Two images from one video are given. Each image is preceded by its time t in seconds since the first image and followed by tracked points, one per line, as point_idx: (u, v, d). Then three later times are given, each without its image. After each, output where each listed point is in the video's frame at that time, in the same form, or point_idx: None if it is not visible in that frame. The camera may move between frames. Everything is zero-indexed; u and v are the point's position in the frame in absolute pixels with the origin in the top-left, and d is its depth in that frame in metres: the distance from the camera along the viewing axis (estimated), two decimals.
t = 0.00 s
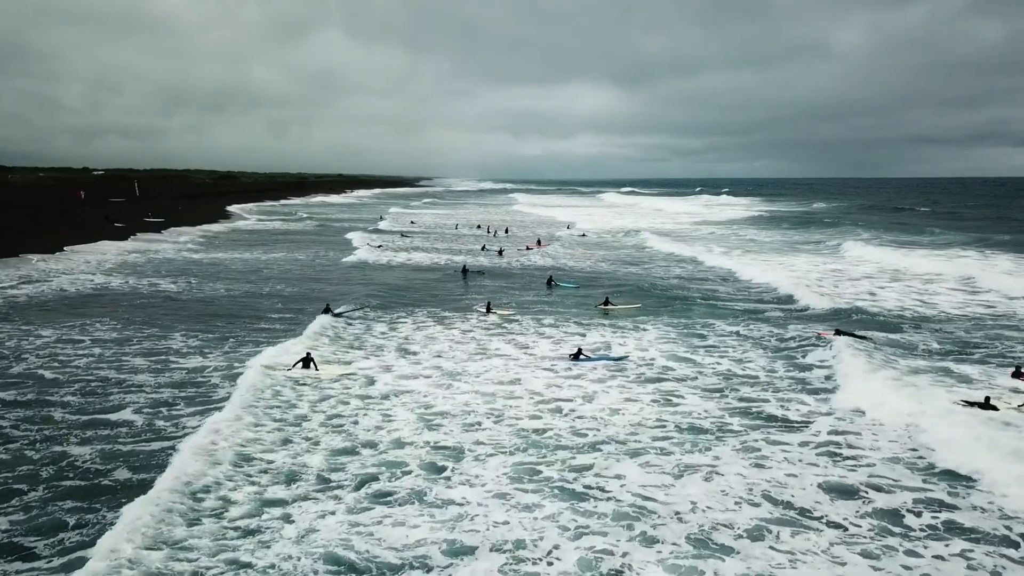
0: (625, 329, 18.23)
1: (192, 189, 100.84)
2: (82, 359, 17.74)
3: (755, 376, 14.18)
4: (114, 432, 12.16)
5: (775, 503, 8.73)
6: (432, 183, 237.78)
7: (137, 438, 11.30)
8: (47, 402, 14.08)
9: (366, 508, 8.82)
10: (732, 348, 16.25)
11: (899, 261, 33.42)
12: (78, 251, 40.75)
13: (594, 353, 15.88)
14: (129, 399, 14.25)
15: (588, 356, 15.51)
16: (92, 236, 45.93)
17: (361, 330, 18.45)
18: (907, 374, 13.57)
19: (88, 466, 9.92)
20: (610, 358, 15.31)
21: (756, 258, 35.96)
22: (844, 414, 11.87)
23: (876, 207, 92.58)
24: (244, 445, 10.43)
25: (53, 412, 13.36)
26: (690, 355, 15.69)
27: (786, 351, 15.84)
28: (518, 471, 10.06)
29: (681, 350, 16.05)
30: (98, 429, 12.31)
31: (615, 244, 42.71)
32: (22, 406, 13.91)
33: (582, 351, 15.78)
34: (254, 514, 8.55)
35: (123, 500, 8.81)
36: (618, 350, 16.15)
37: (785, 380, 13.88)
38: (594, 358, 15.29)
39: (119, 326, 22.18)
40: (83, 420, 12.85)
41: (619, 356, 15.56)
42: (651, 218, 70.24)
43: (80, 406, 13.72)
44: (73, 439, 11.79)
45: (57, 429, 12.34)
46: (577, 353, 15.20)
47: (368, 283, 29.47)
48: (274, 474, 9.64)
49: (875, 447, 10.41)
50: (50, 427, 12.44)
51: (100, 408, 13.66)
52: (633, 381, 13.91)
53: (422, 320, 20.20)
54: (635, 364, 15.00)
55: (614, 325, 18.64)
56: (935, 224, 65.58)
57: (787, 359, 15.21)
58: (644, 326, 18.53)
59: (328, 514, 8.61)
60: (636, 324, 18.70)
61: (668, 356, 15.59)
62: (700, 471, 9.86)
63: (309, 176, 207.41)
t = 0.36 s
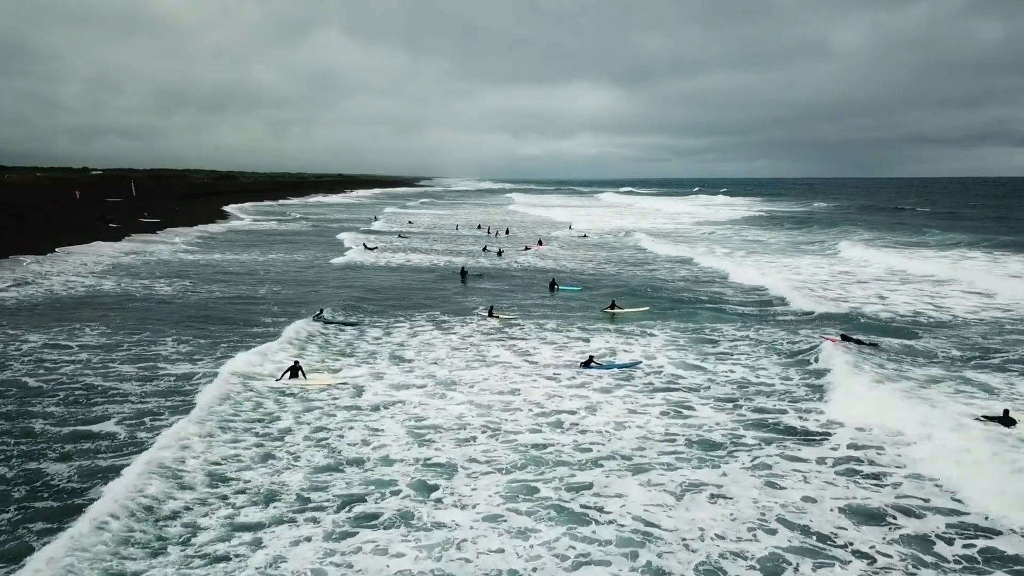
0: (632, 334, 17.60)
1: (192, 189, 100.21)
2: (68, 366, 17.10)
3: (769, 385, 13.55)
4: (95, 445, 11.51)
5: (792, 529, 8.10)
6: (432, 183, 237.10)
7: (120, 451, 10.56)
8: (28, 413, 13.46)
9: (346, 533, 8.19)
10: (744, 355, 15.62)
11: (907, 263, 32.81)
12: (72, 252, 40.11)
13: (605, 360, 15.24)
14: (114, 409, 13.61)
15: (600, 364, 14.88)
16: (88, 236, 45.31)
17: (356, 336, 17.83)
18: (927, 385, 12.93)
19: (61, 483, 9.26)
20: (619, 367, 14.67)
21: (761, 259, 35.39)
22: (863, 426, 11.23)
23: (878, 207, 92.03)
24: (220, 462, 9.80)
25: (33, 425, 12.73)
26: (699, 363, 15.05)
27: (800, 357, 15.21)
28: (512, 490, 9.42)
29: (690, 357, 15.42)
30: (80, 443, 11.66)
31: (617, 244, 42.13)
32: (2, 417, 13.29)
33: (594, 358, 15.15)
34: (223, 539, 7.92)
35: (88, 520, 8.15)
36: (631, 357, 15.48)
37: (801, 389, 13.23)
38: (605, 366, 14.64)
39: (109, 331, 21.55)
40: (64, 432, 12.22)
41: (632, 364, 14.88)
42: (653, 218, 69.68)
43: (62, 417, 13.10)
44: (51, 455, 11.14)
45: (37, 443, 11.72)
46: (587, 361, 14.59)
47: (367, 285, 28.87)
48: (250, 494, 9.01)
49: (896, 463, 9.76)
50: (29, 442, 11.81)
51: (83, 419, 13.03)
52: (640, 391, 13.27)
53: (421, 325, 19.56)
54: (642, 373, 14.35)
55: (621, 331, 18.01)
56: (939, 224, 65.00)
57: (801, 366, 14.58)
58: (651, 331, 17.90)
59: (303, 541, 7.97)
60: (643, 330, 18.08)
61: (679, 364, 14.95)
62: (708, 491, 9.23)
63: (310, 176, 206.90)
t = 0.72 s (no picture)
0: (640, 341, 17.01)
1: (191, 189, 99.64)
2: (54, 374, 16.50)
3: (783, 394, 12.97)
4: (74, 459, 10.89)
5: (814, 559, 7.51)
6: (432, 183, 236.87)
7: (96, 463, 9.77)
8: (8, 425, 12.85)
9: (327, 561, 7.59)
10: (757, 362, 15.02)
11: (915, 265, 32.25)
12: (66, 253, 39.53)
13: (619, 368, 14.65)
14: (99, 420, 12.99)
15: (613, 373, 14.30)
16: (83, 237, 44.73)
17: (352, 342, 17.25)
18: (948, 396, 12.35)
19: (30, 498, 8.59)
20: (628, 376, 14.07)
21: (767, 261, 34.80)
22: (885, 437, 10.64)
23: (878, 207, 91.44)
24: (194, 481, 9.21)
25: (12, 438, 12.11)
26: (710, 371, 14.46)
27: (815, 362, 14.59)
28: (508, 511, 8.82)
29: (700, 365, 14.83)
30: (61, 457, 11.04)
31: (620, 246, 41.55)
32: None
33: (606, 366, 14.57)
34: (191, 569, 7.32)
35: (48, 544, 7.50)
36: (642, 365, 14.87)
37: (818, 397, 12.65)
38: (615, 376, 14.05)
39: (99, 336, 20.95)
40: (44, 446, 11.59)
41: (646, 373, 14.27)
42: (655, 219, 69.11)
43: (44, 430, 12.48)
44: (28, 472, 10.51)
45: (15, 458, 11.10)
46: (600, 370, 14.02)
47: (365, 288, 28.24)
48: (225, 516, 8.40)
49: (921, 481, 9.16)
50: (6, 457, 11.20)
51: (65, 431, 12.41)
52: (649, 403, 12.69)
53: (419, 330, 18.96)
54: (651, 383, 13.76)
55: (627, 337, 17.42)
56: (943, 224, 64.45)
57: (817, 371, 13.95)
58: (659, 337, 17.30)
59: (278, 571, 7.36)
60: (650, 336, 17.48)
61: (689, 373, 14.36)
62: (719, 514, 8.63)
63: (309, 176, 206.44)
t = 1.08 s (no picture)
0: (649, 348, 16.34)
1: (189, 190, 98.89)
2: (36, 383, 15.84)
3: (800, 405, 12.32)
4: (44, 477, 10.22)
5: None
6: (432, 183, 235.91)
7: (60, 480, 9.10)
8: None
9: None
10: (771, 370, 14.38)
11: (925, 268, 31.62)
12: (59, 255, 38.84)
13: (632, 379, 13.97)
14: (77, 434, 12.32)
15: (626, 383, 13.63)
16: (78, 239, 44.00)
17: (347, 350, 16.59)
18: (973, 409, 11.74)
19: None
20: (639, 387, 13.40)
21: (774, 264, 34.13)
22: (908, 451, 10.02)
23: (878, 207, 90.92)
24: (163, 504, 8.56)
25: None
26: (722, 381, 13.81)
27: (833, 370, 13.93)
28: (504, 538, 8.17)
29: (712, 375, 14.16)
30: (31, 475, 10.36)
31: (622, 247, 40.88)
32: None
33: (618, 376, 13.90)
34: None
35: None
36: (652, 374, 14.19)
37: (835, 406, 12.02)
38: (628, 386, 13.41)
39: (87, 342, 20.28)
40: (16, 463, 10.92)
41: (660, 383, 13.58)
42: (657, 220, 68.41)
43: (19, 444, 11.80)
44: None
45: None
46: (611, 381, 13.36)
47: (364, 291, 27.55)
48: (195, 545, 7.75)
49: (950, 504, 8.54)
50: None
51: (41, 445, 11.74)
52: (659, 417, 12.04)
53: (418, 336, 18.33)
54: (661, 394, 13.10)
55: (636, 344, 16.73)
56: (948, 225, 63.70)
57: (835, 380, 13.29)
58: (668, 345, 16.63)
59: None
60: (659, 343, 16.81)
61: (702, 383, 13.70)
62: (734, 544, 7.98)
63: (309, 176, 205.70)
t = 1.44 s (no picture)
0: (659, 357, 15.68)
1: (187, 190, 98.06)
2: (16, 393, 15.13)
3: (821, 410, 11.74)
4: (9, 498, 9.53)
5: None
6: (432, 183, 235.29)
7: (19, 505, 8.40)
8: None
9: None
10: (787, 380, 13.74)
11: (935, 271, 31.03)
12: (52, 258, 38.08)
13: (644, 391, 13.32)
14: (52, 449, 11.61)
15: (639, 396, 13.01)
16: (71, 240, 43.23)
17: (342, 359, 15.91)
18: (1000, 425, 11.14)
19: None
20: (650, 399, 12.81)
21: (780, 267, 33.52)
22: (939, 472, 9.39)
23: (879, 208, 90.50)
24: (128, 533, 7.85)
25: None
26: (737, 392, 13.16)
27: (853, 380, 13.28)
28: (501, 572, 7.46)
29: (725, 386, 13.50)
30: None
31: (625, 249, 40.21)
32: None
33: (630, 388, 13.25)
34: None
35: None
36: (664, 385, 13.53)
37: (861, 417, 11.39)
38: (641, 399, 12.78)
39: (74, 349, 19.56)
40: None
41: (674, 397, 12.94)
42: (659, 220, 67.80)
43: None
44: None
45: None
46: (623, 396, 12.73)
47: (362, 295, 26.88)
48: None
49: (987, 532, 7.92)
50: None
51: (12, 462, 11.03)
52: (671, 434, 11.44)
53: (416, 342, 17.67)
54: (673, 408, 12.47)
55: (644, 352, 16.06)
56: (952, 226, 63.11)
57: (856, 393, 12.65)
58: (678, 353, 15.96)
59: None
60: (669, 351, 16.15)
61: (717, 396, 13.06)
62: None
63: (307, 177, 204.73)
